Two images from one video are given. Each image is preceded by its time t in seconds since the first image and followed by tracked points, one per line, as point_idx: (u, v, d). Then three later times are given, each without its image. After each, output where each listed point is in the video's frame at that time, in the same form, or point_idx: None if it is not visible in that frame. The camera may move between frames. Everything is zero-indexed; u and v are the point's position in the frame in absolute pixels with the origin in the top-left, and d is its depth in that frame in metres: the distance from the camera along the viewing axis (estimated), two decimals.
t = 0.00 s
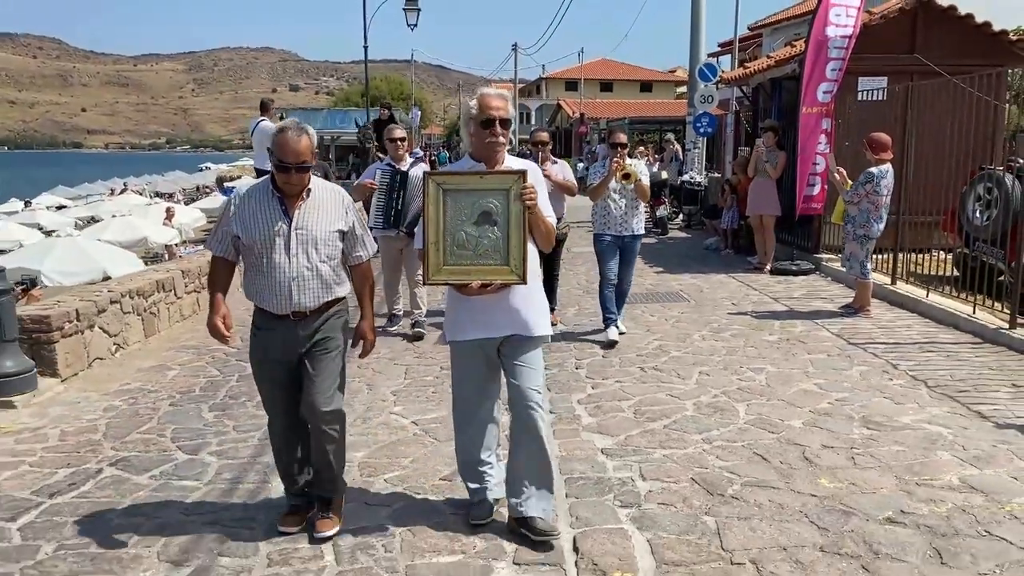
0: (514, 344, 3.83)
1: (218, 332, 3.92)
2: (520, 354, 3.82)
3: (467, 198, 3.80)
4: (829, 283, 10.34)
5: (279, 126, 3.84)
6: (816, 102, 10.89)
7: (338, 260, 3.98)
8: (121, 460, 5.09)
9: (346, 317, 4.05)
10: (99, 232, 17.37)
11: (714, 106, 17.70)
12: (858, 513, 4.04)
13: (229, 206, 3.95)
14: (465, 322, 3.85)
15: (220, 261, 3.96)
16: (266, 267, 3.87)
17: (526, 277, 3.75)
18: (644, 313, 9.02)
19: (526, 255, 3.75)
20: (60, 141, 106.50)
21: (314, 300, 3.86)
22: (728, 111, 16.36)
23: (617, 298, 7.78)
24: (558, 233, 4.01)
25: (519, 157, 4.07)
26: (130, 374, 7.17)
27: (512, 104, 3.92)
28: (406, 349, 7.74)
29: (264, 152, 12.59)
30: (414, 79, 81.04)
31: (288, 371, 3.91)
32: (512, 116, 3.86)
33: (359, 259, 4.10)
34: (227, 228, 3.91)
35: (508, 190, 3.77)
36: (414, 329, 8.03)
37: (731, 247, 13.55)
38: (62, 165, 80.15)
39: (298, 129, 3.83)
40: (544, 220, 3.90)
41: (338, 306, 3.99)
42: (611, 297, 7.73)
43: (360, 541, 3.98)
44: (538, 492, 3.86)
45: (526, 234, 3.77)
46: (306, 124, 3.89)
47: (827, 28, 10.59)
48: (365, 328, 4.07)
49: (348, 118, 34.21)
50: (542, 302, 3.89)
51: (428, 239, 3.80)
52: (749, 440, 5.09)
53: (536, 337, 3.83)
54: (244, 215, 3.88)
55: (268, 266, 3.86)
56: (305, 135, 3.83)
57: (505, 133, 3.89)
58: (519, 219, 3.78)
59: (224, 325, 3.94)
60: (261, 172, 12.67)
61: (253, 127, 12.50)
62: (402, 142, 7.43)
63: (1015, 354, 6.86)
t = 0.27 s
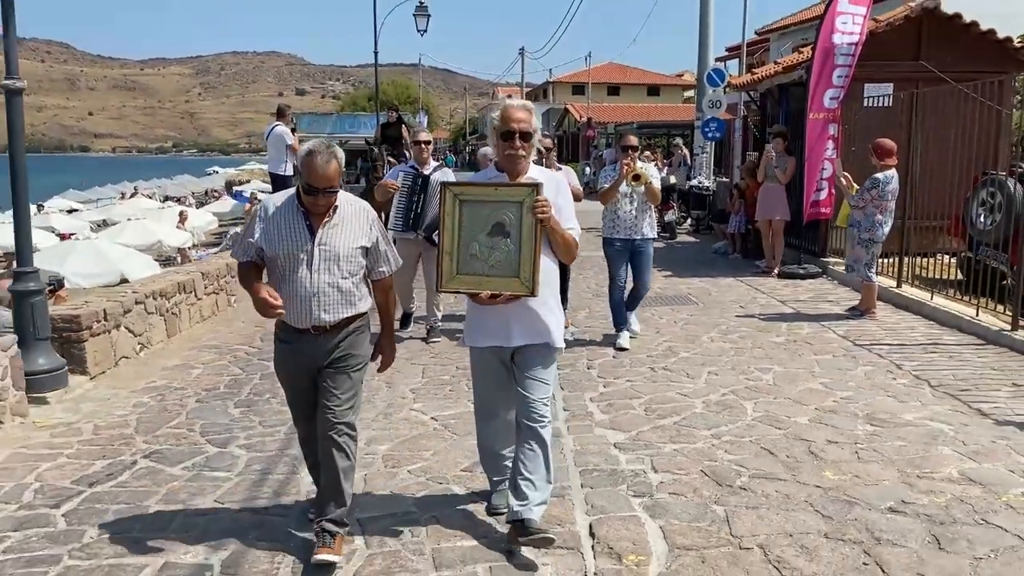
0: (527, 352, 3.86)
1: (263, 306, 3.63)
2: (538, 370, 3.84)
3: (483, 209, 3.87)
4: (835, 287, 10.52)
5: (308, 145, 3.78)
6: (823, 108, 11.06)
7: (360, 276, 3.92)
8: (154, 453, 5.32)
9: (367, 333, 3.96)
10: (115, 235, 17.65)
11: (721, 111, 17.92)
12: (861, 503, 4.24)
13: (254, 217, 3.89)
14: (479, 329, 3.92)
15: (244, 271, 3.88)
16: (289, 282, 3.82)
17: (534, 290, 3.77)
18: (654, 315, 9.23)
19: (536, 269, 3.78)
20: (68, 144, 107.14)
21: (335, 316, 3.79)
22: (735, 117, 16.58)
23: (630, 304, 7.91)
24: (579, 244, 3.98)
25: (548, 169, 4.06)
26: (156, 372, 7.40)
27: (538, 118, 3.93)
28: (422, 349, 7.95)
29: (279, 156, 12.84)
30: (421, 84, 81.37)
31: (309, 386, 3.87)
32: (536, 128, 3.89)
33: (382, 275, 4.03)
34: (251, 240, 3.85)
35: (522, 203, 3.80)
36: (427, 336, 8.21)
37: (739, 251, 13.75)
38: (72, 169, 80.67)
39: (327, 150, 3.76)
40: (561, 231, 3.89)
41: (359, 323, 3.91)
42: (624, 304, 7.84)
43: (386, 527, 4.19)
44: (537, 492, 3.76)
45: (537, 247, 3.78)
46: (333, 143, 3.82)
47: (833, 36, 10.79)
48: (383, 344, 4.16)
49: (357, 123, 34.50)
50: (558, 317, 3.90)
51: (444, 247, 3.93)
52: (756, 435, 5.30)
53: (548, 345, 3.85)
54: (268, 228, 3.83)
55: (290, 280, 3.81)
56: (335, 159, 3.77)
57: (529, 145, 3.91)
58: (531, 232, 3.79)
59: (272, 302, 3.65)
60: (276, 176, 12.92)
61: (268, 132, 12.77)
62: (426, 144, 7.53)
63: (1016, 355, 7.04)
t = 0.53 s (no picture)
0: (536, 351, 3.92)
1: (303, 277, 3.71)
2: (551, 375, 3.88)
3: (495, 207, 3.90)
4: (839, 290, 10.73)
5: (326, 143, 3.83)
6: (828, 115, 11.31)
7: (374, 275, 3.92)
8: (182, 441, 5.60)
9: (379, 331, 3.98)
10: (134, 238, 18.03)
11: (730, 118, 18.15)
12: (851, 489, 4.48)
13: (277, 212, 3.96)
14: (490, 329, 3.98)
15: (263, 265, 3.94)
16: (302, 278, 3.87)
17: (537, 291, 3.78)
18: (660, 316, 9.47)
19: (541, 271, 3.79)
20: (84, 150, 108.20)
21: (344, 313, 3.84)
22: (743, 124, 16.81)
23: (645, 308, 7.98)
24: (592, 251, 3.95)
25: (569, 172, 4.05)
26: (179, 368, 7.70)
27: (559, 119, 3.91)
28: (436, 347, 8.22)
29: (296, 162, 13.15)
30: (433, 90, 81.89)
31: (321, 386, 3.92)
32: (555, 130, 3.88)
33: (398, 274, 4.01)
34: (269, 235, 3.91)
35: (531, 204, 3.81)
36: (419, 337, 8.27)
37: (746, 255, 13.98)
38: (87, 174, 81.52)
39: (343, 149, 3.80)
40: (572, 235, 3.87)
41: (371, 321, 3.95)
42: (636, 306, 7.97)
43: (402, 507, 4.44)
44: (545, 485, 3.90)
45: (543, 250, 3.78)
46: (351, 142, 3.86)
47: (838, 44, 11.03)
48: (400, 347, 4.06)
49: (370, 129, 34.89)
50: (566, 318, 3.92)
51: (455, 244, 3.97)
52: (755, 428, 5.55)
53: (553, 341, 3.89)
54: (286, 225, 3.89)
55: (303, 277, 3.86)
56: (351, 157, 3.81)
57: (547, 146, 3.91)
58: (539, 234, 3.79)
59: (307, 274, 3.72)
60: (293, 181, 13.25)
61: (286, 138, 13.10)
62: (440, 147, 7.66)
63: (1011, 355, 7.25)
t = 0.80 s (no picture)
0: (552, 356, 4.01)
1: (323, 271, 3.86)
2: (569, 381, 4.04)
3: (512, 216, 4.04)
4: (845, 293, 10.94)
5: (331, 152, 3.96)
6: (835, 122, 11.54)
7: (383, 279, 4.03)
8: (209, 433, 5.90)
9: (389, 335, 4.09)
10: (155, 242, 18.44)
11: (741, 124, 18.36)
12: (842, 479, 4.73)
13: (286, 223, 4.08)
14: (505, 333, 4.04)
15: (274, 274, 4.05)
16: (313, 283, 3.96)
17: (553, 298, 3.91)
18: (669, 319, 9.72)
19: (558, 278, 3.92)
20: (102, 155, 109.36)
21: (355, 317, 3.93)
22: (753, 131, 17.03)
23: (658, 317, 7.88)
24: (608, 257, 4.08)
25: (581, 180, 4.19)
26: (203, 366, 8.02)
27: (570, 126, 4.04)
28: (450, 347, 8.51)
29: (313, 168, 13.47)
30: (448, 96, 82.36)
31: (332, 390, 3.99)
32: (565, 136, 3.99)
33: (407, 278, 4.11)
34: (280, 244, 4.03)
35: (547, 213, 3.96)
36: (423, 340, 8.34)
37: (756, 259, 14.20)
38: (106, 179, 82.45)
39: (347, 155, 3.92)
40: (587, 242, 4.00)
41: (381, 325, 4.04)
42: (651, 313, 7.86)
43: (417, 494, 4.72)
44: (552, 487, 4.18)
45: (559, 257, 3.92)
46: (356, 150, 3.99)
47: (845, 53, 11.24)
48: (406, 341, 4.05)
49: (386, 135, 35.29)
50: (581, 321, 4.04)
51: (474, 252, 4.11)
52: (755, 423, 5.79)
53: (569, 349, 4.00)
54: (296, 233, 4.00)
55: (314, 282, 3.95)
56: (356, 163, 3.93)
57: (559, 153, 4.03)
58: (554, 241, 3.93)
59: (326, 265, 3.87)
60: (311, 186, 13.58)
61: (304, 145, 13.43)
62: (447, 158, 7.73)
63: (1009, 357, 7.47)
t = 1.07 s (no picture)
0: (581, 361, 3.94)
1: (327, 260, 3.82)
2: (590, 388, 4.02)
3: (537, 231, 3.90)
4: (855, 298, 11.10)
5: (329, 163, 3.97)
6: (845, 129, 11.69)
7: (387, 290, 4.07)
8: (239, 429, 6.18)
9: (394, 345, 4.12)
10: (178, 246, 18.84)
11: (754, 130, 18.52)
12: (845, 473, 4.93)
13: (286, 235, 4.08)
14: (534, 344, 3.87)
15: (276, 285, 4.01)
16: (317, 295, 3.98)
17: (586, 310, 3.78)
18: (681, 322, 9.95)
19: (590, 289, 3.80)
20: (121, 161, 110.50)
21: (361, 329, 3.96)
22: (767, 138, 17.19)
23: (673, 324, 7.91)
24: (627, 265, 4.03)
25: (595, 191, 4.12)
26: (230, 366, 8.31)
27: (582, 137, 3.95)
28: (468, 348, 8.76)
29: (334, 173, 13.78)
30: (463, 102, 82.84)
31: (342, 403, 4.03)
32: (577, 149, 3.92)
33: (410, 288, 4.15)
34: (281, 254, 4.02)
35: (575, 225, 3.84)
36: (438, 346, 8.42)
37: (768, 264, 14.37)
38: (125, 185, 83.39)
39: (345, 164, 3.94)
40: (612, 252, 3.93)
41: (385, 336, 4.08)
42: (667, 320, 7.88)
43: (439, 485, 4.97)
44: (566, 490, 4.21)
45: (590, 269, 3.81)
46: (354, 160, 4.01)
47: (855, 61, 11.41)
48: (416, 358, 4.17)
49: (403, 141, 35.70)
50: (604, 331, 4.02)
51: (499, 269, 3.92)
52: (762, 421, 6.01)
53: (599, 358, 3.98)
54: (297, 244, 4.01)
55: (318, 294, 3.97)
56: (353, 172, 3.95)
57: (573, 165, 3.95)
58: (584, 253, 3.83)
59: (330, 253, 3.84)
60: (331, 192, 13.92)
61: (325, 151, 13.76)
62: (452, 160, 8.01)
63: (1013, 359, 7.65)
